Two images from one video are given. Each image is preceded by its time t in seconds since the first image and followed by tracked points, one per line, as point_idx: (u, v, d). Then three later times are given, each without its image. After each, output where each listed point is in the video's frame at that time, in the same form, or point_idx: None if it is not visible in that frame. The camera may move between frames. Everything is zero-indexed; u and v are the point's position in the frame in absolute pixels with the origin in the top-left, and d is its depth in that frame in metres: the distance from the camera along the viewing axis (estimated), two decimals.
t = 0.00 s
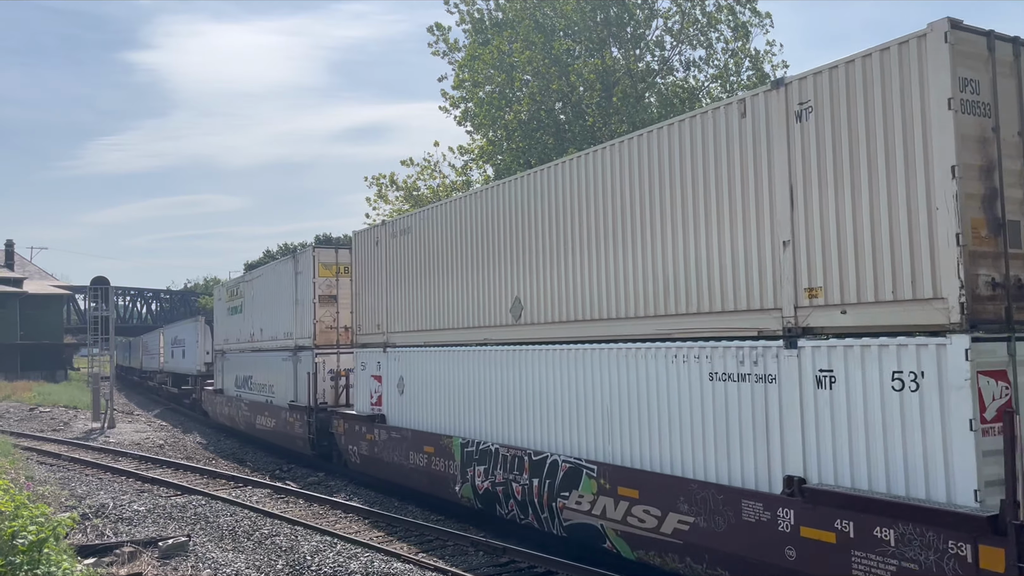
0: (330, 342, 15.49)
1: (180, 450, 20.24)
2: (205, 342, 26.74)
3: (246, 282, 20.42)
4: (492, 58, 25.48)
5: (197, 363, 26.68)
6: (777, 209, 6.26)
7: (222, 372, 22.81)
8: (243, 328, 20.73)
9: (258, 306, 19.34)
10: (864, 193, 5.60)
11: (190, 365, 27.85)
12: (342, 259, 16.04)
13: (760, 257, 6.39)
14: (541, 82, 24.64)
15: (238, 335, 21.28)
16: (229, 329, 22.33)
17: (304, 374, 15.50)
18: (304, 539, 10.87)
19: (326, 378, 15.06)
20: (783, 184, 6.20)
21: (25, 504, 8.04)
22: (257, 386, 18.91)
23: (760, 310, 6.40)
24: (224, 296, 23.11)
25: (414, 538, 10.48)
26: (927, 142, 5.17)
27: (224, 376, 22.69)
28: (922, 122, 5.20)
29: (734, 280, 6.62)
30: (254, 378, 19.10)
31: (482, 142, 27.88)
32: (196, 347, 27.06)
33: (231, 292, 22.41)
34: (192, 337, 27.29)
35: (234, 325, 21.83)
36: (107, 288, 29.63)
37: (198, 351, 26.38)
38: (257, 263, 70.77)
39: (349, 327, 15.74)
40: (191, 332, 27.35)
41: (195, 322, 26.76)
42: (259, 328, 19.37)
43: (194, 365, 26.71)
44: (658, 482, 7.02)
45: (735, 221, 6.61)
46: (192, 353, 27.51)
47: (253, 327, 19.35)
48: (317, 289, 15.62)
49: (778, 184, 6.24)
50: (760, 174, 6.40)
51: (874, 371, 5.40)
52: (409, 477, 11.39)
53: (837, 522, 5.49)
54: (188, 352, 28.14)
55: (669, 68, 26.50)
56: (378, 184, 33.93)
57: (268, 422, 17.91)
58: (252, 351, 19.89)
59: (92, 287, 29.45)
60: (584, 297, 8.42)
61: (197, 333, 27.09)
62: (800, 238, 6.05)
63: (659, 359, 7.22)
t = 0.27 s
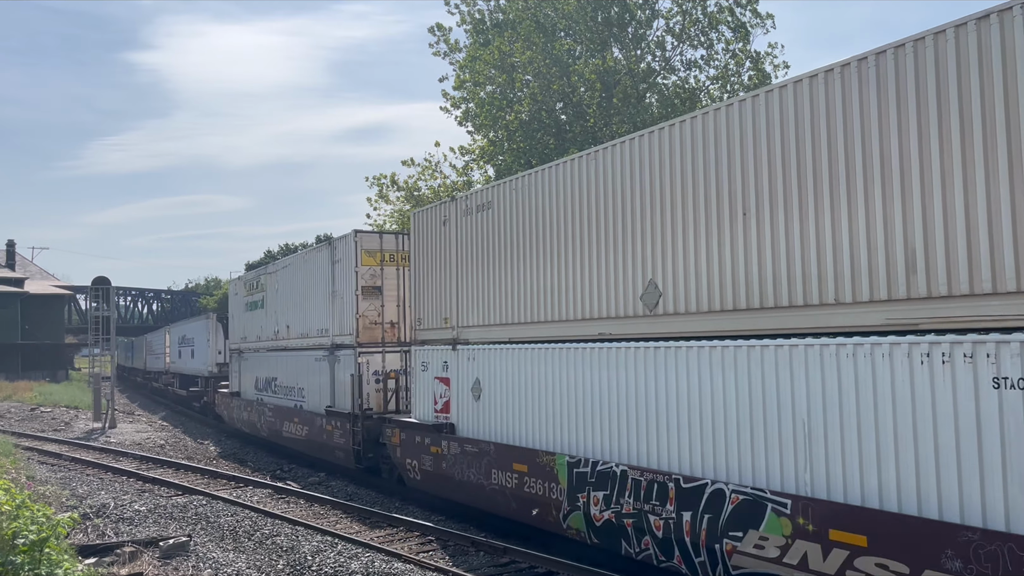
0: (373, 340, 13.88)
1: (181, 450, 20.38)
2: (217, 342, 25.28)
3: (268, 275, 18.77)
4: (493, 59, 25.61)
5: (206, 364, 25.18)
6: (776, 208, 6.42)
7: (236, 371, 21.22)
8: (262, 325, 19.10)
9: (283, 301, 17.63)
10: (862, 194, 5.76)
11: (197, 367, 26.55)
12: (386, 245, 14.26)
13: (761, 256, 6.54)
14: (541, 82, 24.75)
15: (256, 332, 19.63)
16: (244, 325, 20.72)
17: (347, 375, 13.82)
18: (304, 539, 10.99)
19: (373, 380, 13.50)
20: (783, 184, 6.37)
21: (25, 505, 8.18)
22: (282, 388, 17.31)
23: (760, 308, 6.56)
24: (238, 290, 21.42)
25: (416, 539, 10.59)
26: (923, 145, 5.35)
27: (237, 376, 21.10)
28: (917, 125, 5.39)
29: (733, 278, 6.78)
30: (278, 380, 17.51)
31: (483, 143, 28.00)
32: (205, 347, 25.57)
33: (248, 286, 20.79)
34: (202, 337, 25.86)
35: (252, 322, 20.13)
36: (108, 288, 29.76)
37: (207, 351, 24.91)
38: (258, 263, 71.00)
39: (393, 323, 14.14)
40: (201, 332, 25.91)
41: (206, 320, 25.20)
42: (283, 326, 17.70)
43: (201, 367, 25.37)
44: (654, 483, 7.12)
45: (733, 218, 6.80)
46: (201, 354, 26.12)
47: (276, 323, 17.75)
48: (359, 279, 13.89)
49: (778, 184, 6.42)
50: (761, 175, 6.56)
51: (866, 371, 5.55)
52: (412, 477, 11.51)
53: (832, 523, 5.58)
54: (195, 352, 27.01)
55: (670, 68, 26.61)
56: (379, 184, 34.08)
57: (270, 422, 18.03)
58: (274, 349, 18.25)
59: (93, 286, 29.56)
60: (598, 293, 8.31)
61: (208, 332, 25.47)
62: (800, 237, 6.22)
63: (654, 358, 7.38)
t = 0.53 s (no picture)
0: (430, 337, 12.07)
1: (181, 450, 20.25)
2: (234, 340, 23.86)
3: (298, 266, 17.03)
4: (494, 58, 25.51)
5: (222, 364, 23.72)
6: (769, 210, 6.29)
7: (259, 370, 19.51)
8: (292, 320, 17.42)
9: (317, 293, 15.87)
10: (852, 196, 5.62)
11: (211, 367, 25.24)
12: (443, 229, 12.30)
13: (755, 258, 6.41)
14: (543, 82, 24.62)
15: (283, 328, 17.94)
16: (269, 320, 18.99)
17: (402, 378, 12.01)
18: (305, 539, 10.86)
19: (431, 384, 11.71)
20: (775, 187, 6.24)
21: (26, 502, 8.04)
22: (315, 389, 15.60)
23: (753, 310, 6.43)
24: (263, 282, 19.72)
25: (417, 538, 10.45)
26: (916, 146, 5.22)
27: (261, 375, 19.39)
28: (909, 127, 5.25)
29: (726, 281, 6.65)
30: (310, 381, 15.75)
31: (484, 143, 27.86)
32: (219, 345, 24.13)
33: (274, 278, 19.09)
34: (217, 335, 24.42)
35: (279, 317, 18.40)
36: (109, 288, 29.63)
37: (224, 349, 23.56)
38: (259, 264, 70.87)
39: (452, 318, 12.29)
40: (217, 330, 24.54)
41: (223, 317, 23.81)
42: (317, 321, 15.96)
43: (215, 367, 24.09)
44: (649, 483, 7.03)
45: (727, 221, 6.67)
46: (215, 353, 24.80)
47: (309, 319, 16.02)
48: (413, 268, 12.06)
49: (771, 187, 6.27)
50: (754, 177, 6.42)
51: (862, 374, 5.43)
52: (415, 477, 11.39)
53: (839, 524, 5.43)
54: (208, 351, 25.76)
55: (672, 69, 26.47)
56: (380, 185, 33.95)
57: (275, 424, 17.94)
58: (305, 347, 16.53)
59: (95, 286, 29.47)
60: (622, 295, 7.82)
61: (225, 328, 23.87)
62: (792, 239, 6.08)
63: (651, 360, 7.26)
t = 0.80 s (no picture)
0: (500, 334, 10.32)
1: (183, 449, 20.36)
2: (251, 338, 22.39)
3: (332, 255, 15.41)
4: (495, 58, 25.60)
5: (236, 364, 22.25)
6: (762, 212, 6.38)
7: (286, 368, 17.94)
8: (324, 316, 15.77)
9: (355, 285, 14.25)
10: (847, 197, 5.64)
11: (222, 368, 23.91)
12: (514, 208, 10.56)
13: (751, 259, 6.46)
14: (544, 83, 24.68)
15: (313, 324, 16.36)
16: (294, 315, 17.47)
17: (472, 380, 10.25)
18: (306, 539, 10.96)
19: (503, 388, 10.03)
20: (767, 189, 6.32)
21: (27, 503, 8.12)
22: (355, 393, 13.99)
23: (745, 311, 6.52)
24: (288, 275, 18.17)
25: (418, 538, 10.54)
26: (902, 152, 5.26)
27: (289, 374, 17.84)
28: (901, 131, 5.26)
29: (720, 282, 6.76)
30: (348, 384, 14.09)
31: (485, 143, 27.93)
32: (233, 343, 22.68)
33: (301, 269, 17.47)
34: (229, 333, 23.01)
35: (308, 312, 16.76)
36: (110, 288, 29.72)
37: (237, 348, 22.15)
38: (261, 263, 71.00)
39: (524, 312, 10.51)
40: (228, 327, 23.13)
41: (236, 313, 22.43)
42: (356, 316, 14.32)
43: (227, 368, 22.73)
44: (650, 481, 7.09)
45: (722, 219, 6.78)
46: (227, 352, 23.49)
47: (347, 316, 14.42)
48: (481, 253, 10.30)
49: (766, 189, 6.34)
50: (748, 179, 6.49)
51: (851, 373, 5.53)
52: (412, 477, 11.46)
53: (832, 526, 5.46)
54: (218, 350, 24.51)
55: (673, 69, 26.52)
56: (382, 184, 34.03)
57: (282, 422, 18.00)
58: (342, 345, 14.89)
59: (97, 286, 29.59)
60: (631, 294, 7.74)
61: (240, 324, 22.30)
62: (782, 241, 6.19)
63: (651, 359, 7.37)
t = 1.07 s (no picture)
0: (611, 329, 8.33)
1: (185, 448, 20.46)
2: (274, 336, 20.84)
3: (377, 240, 13.30)
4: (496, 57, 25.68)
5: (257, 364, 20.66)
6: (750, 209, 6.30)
7: (319, 369, 15.91)
8: (367, 310, 13.68)
9: (409, 275, 12.20)
10: (837, 196, 5.55)
11: (241, 368, 22.26)
12: (629, 173, 8.55)
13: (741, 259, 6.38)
14: (545, 82, 24.75)
15: (352, 319, 14.29)
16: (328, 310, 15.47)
17: (579, 387, 8.28)
18: (307, 538, 11.03)
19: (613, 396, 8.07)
20: (757, 186, 6.22)
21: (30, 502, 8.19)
22: (408, 397, 12.01)
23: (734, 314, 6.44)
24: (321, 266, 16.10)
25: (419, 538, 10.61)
26: (893, 157, 5.16)
27: (321, 375, 15.85)
28: (894, 132, 5.16)
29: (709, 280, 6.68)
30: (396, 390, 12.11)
31: (487, 142, 28.01)
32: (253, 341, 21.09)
33: (335, 258, 15.38)
34: (249, 330, 21.42)
35: (345, 305, 14.68)
36: (113, 287, 29.84)
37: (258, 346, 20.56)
38: (263, 262, 71.20)
39: (640, 302, 8.52)
40: (248, 324, 21.46)
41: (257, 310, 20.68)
42: (411, 309, 12.19)
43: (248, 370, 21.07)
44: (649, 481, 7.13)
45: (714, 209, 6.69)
46: (245, 351, 21.81)
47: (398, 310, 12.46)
48: (591, 230, 8.25)
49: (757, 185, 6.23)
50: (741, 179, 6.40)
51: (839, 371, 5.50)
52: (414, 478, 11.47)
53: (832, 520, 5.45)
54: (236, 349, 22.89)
55: (675, 68, 26.60)
56: (384, 184, 34.14)
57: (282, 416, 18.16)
58: (391, 343, 12.78)
59: (99, 285, 29.71)
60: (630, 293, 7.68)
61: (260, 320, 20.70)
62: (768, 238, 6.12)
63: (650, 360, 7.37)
